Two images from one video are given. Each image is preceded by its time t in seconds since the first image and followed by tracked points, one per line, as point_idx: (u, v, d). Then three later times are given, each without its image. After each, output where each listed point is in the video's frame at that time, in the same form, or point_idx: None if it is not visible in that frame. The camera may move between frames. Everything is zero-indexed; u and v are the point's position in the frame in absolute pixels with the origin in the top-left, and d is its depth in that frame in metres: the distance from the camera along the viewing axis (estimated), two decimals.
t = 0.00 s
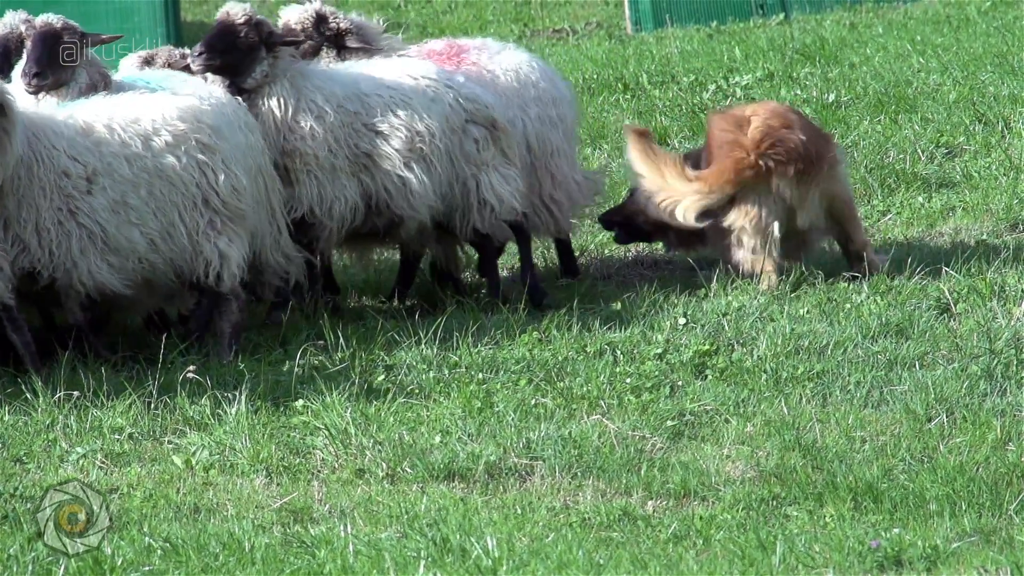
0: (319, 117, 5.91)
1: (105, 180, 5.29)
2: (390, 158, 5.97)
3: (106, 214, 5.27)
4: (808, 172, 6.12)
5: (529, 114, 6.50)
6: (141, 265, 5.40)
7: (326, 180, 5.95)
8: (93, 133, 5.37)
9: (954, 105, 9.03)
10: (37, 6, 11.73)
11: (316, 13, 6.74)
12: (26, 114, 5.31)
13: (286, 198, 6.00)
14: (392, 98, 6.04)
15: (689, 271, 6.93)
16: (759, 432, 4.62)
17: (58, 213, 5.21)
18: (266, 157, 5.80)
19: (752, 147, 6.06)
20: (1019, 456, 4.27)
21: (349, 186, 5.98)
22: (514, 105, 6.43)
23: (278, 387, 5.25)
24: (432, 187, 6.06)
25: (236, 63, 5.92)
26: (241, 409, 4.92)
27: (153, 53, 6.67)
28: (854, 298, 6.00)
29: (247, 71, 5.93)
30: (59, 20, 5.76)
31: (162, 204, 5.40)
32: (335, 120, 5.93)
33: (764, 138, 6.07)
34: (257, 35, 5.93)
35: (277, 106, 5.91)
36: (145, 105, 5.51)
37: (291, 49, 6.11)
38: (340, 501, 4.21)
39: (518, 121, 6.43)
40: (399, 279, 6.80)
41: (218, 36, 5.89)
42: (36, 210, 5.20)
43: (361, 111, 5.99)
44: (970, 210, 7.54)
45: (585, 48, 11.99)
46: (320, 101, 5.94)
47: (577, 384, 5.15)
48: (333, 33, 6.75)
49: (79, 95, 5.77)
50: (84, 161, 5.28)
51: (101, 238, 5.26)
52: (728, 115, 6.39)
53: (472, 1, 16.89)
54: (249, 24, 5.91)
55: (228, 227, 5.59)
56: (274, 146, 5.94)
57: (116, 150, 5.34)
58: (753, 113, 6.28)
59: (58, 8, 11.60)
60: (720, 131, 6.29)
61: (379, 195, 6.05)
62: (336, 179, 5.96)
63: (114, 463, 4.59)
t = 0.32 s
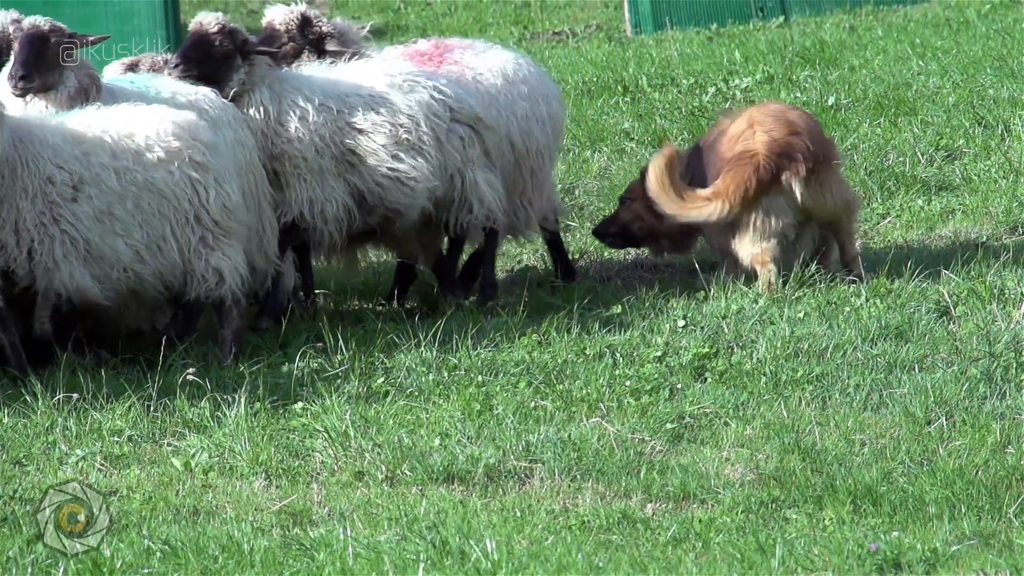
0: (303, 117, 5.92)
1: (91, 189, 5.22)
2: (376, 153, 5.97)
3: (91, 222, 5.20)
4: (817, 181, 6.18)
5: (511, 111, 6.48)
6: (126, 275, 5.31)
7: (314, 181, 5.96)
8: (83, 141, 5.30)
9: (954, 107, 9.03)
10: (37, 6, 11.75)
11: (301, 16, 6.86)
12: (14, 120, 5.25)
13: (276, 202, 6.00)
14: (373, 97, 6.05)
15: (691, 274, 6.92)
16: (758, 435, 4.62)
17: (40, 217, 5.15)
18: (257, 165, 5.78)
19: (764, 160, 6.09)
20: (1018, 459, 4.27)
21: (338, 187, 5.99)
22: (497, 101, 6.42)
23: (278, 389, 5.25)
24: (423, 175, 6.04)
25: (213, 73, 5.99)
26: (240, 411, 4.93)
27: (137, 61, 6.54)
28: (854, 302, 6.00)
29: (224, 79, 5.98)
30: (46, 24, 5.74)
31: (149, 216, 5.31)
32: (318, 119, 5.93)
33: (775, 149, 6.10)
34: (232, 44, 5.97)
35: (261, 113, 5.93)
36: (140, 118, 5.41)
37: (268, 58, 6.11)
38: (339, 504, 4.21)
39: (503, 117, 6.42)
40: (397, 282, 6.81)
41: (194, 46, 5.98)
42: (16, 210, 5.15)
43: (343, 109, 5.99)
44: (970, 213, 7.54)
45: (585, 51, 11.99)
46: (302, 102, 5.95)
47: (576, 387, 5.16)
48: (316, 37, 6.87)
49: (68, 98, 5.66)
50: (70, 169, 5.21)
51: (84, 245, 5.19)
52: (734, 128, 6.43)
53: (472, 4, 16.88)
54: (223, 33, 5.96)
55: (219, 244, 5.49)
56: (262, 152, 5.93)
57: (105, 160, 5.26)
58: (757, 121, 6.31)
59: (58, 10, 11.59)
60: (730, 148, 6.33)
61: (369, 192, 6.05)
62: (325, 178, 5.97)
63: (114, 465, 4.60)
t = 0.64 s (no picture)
0: (285, 118, 5.91)
1: (79, 204, 5.16)
2: (360, 157, 5.98)
3: (79, 237, 5.13)
4: (827, 182, 6.24)
5: (497, 113, 6.44)
6: (111, 290, 5.22)
7: (300, 181, 5.95)
8: (75, 154, 5.25)
9: (954, 111, 9.04)
10: (37, 9, 11.76)
11: (281, 16, 6.80)
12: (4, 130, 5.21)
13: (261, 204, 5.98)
14: (356, 99, 6.05)
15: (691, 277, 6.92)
16: (758, 439, 4.62)
17: (25, 229, 5.10)
18: (246, 174, 5.72)
19: (782, 154, 6.12)
20: (1018, 462, 4.28)
21: (323, 190, 6.00)
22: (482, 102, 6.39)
23: (277, 392, 5.25)
24: (409, 177, 6.06)
25: (194, 77, 5.99)
26: (240, 414, 4.93)
27: (125, 65, 6.50)
28: (853, 305, 6.00)
29: (204, 82, 5.99)
30: (33, 28, 5.61)
31: (138, 231, 5.23)
32: (301, 120, 5.92)
33: (791, 144, 6.14)
34: (211, 48, 5.97)
35: (244, 113, 5.91)
36: (131, 132, 5.35)
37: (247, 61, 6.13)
38: (339, 507, 4.21)
39: (488, 118, 6.40)
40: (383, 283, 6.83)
41: (174, 50, 5.98)
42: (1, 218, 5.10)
43: (326, 111, 5.98)
44: (969, 216, 7.54)
45: (584, 54, 12.00)
46: (285, 104, 5.94)
47: (576, 390, 5.16)
48: (297, 38, 6.82)
49: (54, 105, 5.58)
50: (59, 183, 5.17)
51: (69, 258, 5.12)
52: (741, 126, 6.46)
53: (472, 8, 16.89)
54: (201, 38, 5.96)
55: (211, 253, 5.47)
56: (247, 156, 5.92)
57: (97, 176, 5.21)
58: (768, 117, 6.35)
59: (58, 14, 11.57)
60: (741, 143, 6.35)
61: (355, 192, 6.05)
62: (310, 179, 5.96)
63: (113, 468, 4.60)
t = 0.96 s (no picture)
0: (271, 120, 5.92)
1: (66, 221, 5.08)
2: (346, 164, 5.97)
3: (68, 252, 5.07)
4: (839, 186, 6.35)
5: (486, 122, 6.42)
6: (99, 306, 5.16)
7: (285, 182, 5.95)
8: (67, 170, 5.15)
9: (954, 115, 9.04)
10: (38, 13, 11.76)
11: (259, 20, 6.68)
12: None
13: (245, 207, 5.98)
14: (343, 106, 6.06)
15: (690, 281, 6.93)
16: (758, 442, 4.62)
17: (7, 238, 5.01)
18: (238, 179, 5.70)
19: (803, 151, 6.21)
20: (1018, 466, 4.28)
21: (305, 193, 5.98)
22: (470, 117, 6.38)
23: (278, 395, 5.25)
24: (393, 189, 6.06)
25: (180, 78, 5.99)
26: (240, 418, 4.94)
27: (116, 66, 6.39)
28: (853, 308, 6.01)
29: (191, 82, 5.99)
30: (20, 36, 5.56)
31: (129, 243, 5.17)
32: (287, 122, 5.93)
33: (809, 143, 6.26)
34: (195, 49, 5.98)
35: (229, 112, 5.94)
36: (121, 139, 5.31)
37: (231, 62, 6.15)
38: (339, 511, 4.21)
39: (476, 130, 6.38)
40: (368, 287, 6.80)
41: (159, 51, 5.98)
42: None
43: (313, 117, 5.99)
44: (970, 221, 7.55)
45: (585, 58, 12.00)
46: (271, 105, 5.96)
47: (576, 393, 5.16)
48: (274, 43, 6.69)
49: (42, 115, 5.52)
50: (47, 200, 5.07)
51: (57, 272, 5.06)
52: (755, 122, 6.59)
53: (473, 12, 16.90)
54: (186, 39, 5.97)
55: (206, 255, 5.44)
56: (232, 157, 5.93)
57: (89, 193, 5.13)
58: (784, 117, 6.47)
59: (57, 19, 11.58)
60: (758, 137, 6.45)
61: (339, 199, 6.05)
62: (295, 183, 5.96)
63: (114, 472, 4.60)
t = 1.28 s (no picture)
0: (255, 121, 5.92)
1: (51, 226, 5.02)
2: (329, 172, 5.98)
3: (54, 256, 5.01)
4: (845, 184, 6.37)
5: (472, 141, 6.42)
6: (88, 308, 5.11)
7: (268, 183, 5.94)
8: (53, 173, 5.10)
9: (955, 118, 9.04)
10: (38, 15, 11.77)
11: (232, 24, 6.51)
12: None
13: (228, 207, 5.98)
14: (330, 114, 6.06)
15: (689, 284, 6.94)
16: (759, 445, 4.63)
17: None
18: (226, 183, 5.68)
19: (814, 148, 6.22)
20: (1019, 469, 4.28)
21: (286, 195, 5.95)
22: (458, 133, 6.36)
23: (278, 398, 5.25)
24: (377, 202, 6.05)
25: (168, 78, 5.99)
26: (241, 421, 4.94)
27: (110, 64, 6.32)
28: (854, 311, 6.01)
29: (179, 82, 5.99)
30: (5, 42, 5.48)
31: (118, 246, 5.14)
32: (272, 125, 5.93)
33: (819, 140, 6.26)
34: (184, 49, 5.99)
35: (214, 112, 5.95)
36: (109, 145, 5.29)
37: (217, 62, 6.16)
38: (340, 514, 4.21)
39: (463, 147, 6.38)
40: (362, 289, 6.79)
41: (147, 51, 5.98)
42: None
43: (299, 122, 5.98)
44: (971, 224, 7.55)
45: (586, 61, 11.99)
46: (256, 106, 5.97)
47: (576, 397, 5.16)
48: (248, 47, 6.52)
49: (29, 123, 5.48)
50: (31, 205, 5.00)
51: (43, 276, 5.00)
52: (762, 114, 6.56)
53: (473, 15, 16.91)
54: (174, 39, 5.98)
55: (200, 259, 5.43)
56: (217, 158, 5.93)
57: (75, 197, 5.08)
58: (791, 110, 6.45)
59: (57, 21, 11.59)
60: (769, 126, 6.40)
61: (321, 208, 6.04)
62: (278, 186, 5.95)
63: (114, 475, 4.60)
